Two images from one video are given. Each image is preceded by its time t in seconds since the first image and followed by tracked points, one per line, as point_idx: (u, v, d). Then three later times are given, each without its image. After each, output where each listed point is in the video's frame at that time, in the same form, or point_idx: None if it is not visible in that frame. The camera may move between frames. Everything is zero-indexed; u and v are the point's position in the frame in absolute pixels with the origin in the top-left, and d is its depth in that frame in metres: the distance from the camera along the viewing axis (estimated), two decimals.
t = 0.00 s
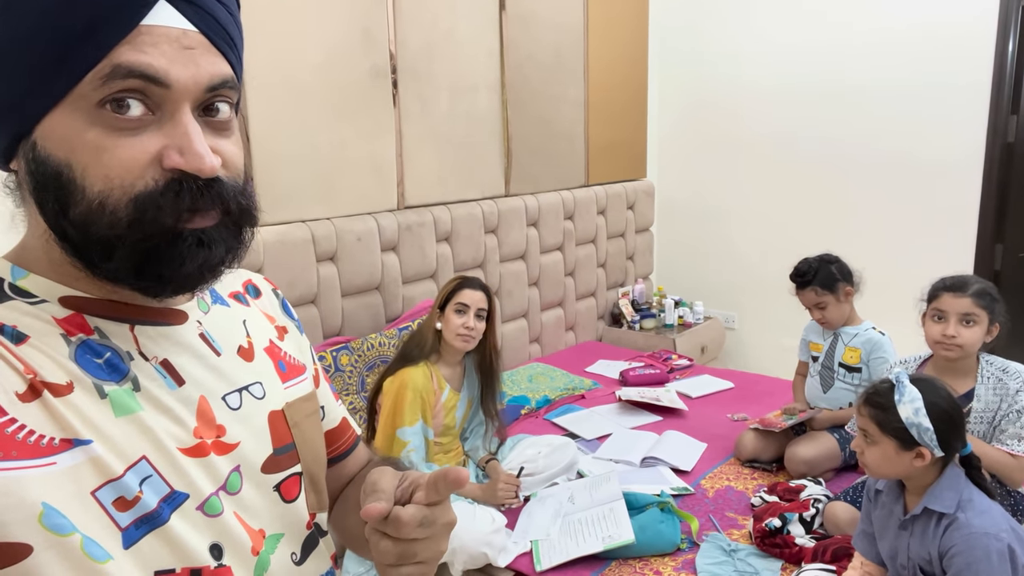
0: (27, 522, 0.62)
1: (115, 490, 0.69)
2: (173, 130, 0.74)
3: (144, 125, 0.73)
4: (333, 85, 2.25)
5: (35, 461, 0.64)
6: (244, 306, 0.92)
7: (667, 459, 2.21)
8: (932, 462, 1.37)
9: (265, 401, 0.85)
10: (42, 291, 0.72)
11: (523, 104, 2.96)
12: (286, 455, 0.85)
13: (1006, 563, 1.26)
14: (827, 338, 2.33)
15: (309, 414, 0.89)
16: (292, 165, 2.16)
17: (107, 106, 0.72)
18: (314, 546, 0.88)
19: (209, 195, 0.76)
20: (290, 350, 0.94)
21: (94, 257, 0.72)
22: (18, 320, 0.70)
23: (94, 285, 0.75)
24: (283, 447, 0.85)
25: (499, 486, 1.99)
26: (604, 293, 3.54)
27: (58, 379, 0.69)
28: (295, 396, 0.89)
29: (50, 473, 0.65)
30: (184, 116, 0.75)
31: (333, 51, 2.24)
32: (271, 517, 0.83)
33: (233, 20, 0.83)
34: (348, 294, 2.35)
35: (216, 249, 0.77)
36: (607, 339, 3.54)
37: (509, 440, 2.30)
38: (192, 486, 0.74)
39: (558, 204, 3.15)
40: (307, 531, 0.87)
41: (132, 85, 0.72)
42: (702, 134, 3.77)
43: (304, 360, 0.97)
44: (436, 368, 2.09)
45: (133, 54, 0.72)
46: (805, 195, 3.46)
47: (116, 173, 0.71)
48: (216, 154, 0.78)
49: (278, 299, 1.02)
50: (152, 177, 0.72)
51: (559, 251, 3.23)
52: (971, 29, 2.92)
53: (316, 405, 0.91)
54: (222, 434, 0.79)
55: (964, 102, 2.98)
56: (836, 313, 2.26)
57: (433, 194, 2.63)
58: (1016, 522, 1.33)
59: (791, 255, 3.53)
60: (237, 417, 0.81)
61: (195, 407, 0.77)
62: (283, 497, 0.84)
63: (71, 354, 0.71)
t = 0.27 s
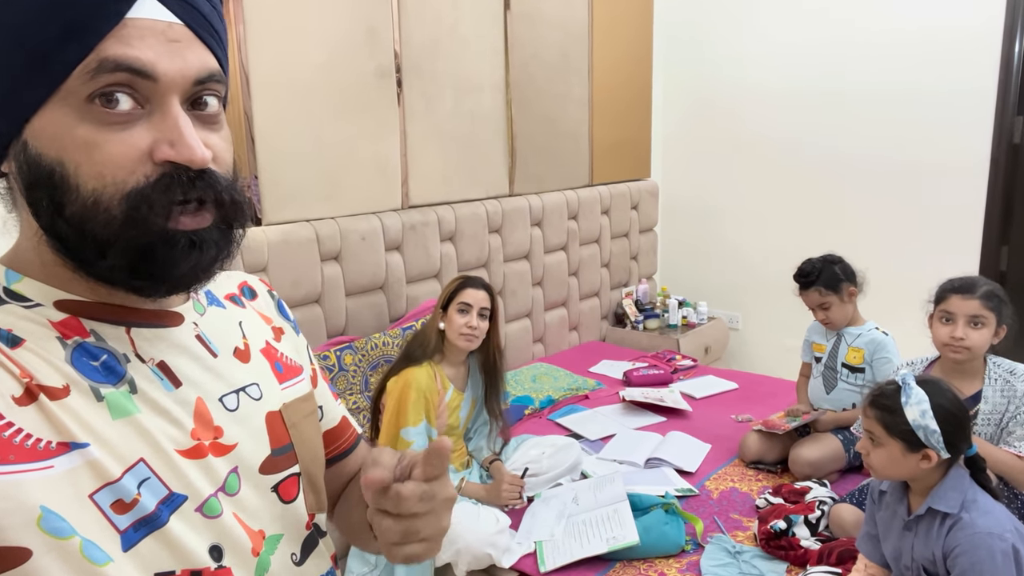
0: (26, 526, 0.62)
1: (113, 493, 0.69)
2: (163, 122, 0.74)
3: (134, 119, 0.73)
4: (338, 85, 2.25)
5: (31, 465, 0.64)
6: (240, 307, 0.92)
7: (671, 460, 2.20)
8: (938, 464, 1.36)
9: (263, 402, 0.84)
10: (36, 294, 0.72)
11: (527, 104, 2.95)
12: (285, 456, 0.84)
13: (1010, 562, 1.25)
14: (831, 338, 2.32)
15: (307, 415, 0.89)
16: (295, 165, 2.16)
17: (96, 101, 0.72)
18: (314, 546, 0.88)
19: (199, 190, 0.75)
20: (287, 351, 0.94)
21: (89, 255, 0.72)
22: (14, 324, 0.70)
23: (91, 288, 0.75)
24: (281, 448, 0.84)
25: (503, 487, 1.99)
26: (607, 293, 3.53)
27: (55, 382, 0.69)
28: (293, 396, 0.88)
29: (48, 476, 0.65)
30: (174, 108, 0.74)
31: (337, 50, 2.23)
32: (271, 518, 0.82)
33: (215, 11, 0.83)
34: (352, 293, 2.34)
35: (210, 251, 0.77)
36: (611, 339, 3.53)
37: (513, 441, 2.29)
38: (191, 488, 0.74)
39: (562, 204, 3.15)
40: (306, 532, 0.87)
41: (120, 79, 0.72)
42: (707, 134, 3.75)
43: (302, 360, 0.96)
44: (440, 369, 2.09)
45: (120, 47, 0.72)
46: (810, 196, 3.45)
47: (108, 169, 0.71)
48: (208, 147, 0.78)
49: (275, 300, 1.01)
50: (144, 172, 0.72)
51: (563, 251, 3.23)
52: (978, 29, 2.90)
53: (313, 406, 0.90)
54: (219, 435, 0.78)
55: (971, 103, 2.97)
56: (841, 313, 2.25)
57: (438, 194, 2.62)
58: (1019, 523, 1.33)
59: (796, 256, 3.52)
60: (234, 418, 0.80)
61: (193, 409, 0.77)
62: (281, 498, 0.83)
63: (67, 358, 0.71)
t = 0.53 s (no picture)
0: (26, 527, 0.62)
1: (113, 494, 0.68)
2: (153, 114, 0.73)
3: (125, 112, 0.72)
4: (341, 85, 2.24)
5: (31, 467, 0.64)
6: (240, 307, 0.92)
7: (673, 460, 2.20)
8: (938, 464, 1.35)
9: (263, 402, 0.83)
10: (36, 295, 0.72)
11: (529, 103, 2.94)
12: (286, 455, 0.84)
13: (1012, 563, 1.25)
14: (828, 338, 2.31)
15: (310, 411, 0.88)
16: (296, 165, 2.15)
17: (87, 95, 0.71)
18: (318, 546, 0.87)
19: (196, 175, 0.75)
20: (289, 349, 0.93)
21: (90, 248, 0.71)
22: (14, 325, 0.69)
23: (92, 285, 0.74)
24: (283, 447, 0.84)
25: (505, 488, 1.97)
26: (609, 293, 3.53)
27: (55, 383, 0.68)
28: (296, 395, 0.88)
29: (48, 478, 0.65)
30: (163, 98, 0.74)
31: (339, 50, 2.23)
32: (273, 519, 0.82)
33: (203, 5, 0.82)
34: (354, 293, 2.34)
35: (211, 231, 0.76)
36: (613, 339, 3.53)
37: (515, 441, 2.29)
38: (191, 489, 0.74)
39: (564, 204, 3.14)
40: (309, 532, 0.86)
41: (109, 74, 0.72)
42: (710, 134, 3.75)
43: (305, 357, 0.95)
44: (441, 368, 2.10)
45: (109, 41, 0.71)
46: (812, 196, 3.44)
47: (102, 161, 0.70)
48: (202, 138, 0.78)
49: (275, 296, 1.01)
50: (138, 163, 0.71)
51: (564, 251, 3.22)
52: (982, 29, 2.90)
53: (317, 403, 0.90)
54: (219, 436, 0.78)
55: (974, 104, 2.96)
56: (847, 314, 2.25)
57: (440, 193, 2.62)
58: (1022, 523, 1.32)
59: (798, 256, 3.52)
60: (234, 419, 0.80)
61: (193, 409, 0.77)
62: (283, 498, 0.83)
63: (67, 359, 0.70)
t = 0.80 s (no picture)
0: (38, 521, 0.62)
1: (124, 489, 0.69)
2: (169, 117, 0.73)
3: (141, 115, 0.72)
4: (344, 85, 2.25)
5: (45, 460, 0.64)
6: (251, 303, 0.92)
7: (677, 458, 2.20)
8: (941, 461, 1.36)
9: (273, 399, 0.84)
10: (50, 292, 0.72)
11: (531, 103, 2.95)
12: (297, 453, 0.85)
13: (1015, 559, 1.25)
14: (821, 336, 2.32)
15: (320, 412, 0.89)
16: (299, 166, 2.15)
17: (103, 97, 0.71)
18: (326, 544, 0.87)
19: (214, 181, 0.75)
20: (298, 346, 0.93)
21: (104, 249, 0.72)
22: (28, 320, 0.70)
23: (103, 283, 0.75)
24: (292, 445, 0.85)
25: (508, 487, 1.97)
26: (611, 292, 3.53)
27: (68, 378, 0.69)
28: (307, 392, 0.88)
29: (61, 471, 0.65)
30: (178, 101, 0.73)
31: (342, 51, 2.23)
32: (282, 516, 0.82)
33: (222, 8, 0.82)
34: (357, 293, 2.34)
35: (219, 243, 0.77)
36: (614, 339, 3.53)
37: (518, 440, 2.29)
38: (200, 484, 0.74)
39: (566, 204, 3.15)
40: (319, 529, 0.86)
41: (126, 77, 0.71)
42: (711, 134, 3.75)
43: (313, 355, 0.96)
44: (444, 366, 2.10)
45: (126, 44, 0.71)
46: (813, 195, 3.44)
47: (121, 164, 0.71)
48: (216, 141, 0.77)
49: (285, 295, 1.01)
50: (155, 168, 0.72)
51: (566, 250, 3.22)
52: (982, 29, 2.90)
53: (326, 403, 0.90)
54: (230, 433, 0.78)
55: (975, 103, 2.96)
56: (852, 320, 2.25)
57: (442, 193, 2.62)
58: None
59: (799, 255, 3.52)
60: (244, 416, 0.80)
61: (203, 406, 0.77)
62: (292, 495, 0.83)
63: (79, 353, 0.71)
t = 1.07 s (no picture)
0: (43, 521, 0.62)
1: (128, 490, 0.68)
2: (208, 141, 0.74)
3: (182, 138, 0.73)
4: (344, 87, 2.25)
5: (47, 462, 0.64)
6: (253, 305, 0.92)
7: (679, 458, 2.20)
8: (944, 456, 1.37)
9: (275, 401, 0.84)
10: (52, 295, 0.72)
11: (530, 102, 2.95)
12: (297, 454, 0.84)
13: (1017, 555, 1.25)
14: (820, 335, 2.32)
15: (318, 412, 0.89)
16: (300, 167, 2.16)
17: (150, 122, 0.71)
18: (325, 545, 0.87)
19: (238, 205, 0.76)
20: (299, 348, 0.94)
21: (128, 270, 0.72)
22: (29, 323, 0.69)
23: (109, 290, 0.74)
24: (294, 446, 0.84)
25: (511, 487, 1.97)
26: (612, 291, 3.53)
27: (70, 380, 0.69)
28: (304, 395, 0.88)
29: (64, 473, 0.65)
30: (220, 128, 0.74)
31: (342, 51, 2.23)
32: (282, 516, 0.82)
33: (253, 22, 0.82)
34: (358, 293, 2.34)
35: (238, 263, 0.78)
36: (615, 338, 3.52)
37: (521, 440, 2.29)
38: (203, 485, 0.74)
39: (566, 203, 3.15)
40: (318, 530, 0.86)
41: (176, 99, 0.72)
42: (711, 133, 3.75)
43: (314, 357, 0.96)
44: (445, 365, 2.08)
45: (177, 68, 0.72)
46: (813, 193, 3.44)
47: (154, 186, 0.71)
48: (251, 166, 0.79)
49: (288, 296, 1.01)
50: (187, 190, 0.72)
51: (567, 250, 3.22)
52: (980, 26, 2.90)
53: (325, 404, 0.90)
54: (232, 434, 0.78)
55: (974, 100, 2.96)
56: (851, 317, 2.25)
57: (442, 193, 2.62)
58: None
59: (800, 253, 3.52)
60: (246, 417, 0.80)
61: (205, 408, 0.77)
62: (295, 496, 0.83)
63: (82, 356, 0.71)
